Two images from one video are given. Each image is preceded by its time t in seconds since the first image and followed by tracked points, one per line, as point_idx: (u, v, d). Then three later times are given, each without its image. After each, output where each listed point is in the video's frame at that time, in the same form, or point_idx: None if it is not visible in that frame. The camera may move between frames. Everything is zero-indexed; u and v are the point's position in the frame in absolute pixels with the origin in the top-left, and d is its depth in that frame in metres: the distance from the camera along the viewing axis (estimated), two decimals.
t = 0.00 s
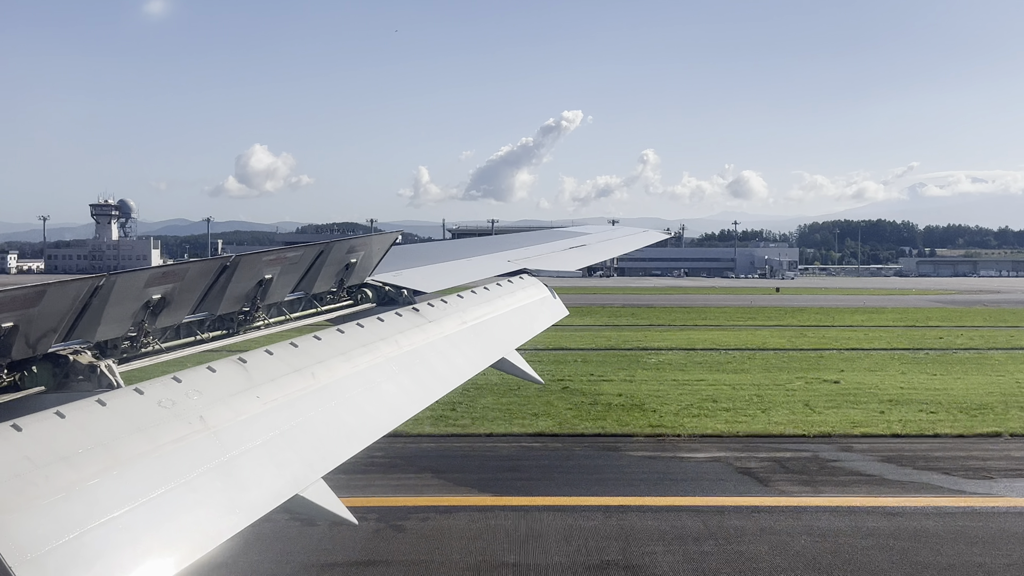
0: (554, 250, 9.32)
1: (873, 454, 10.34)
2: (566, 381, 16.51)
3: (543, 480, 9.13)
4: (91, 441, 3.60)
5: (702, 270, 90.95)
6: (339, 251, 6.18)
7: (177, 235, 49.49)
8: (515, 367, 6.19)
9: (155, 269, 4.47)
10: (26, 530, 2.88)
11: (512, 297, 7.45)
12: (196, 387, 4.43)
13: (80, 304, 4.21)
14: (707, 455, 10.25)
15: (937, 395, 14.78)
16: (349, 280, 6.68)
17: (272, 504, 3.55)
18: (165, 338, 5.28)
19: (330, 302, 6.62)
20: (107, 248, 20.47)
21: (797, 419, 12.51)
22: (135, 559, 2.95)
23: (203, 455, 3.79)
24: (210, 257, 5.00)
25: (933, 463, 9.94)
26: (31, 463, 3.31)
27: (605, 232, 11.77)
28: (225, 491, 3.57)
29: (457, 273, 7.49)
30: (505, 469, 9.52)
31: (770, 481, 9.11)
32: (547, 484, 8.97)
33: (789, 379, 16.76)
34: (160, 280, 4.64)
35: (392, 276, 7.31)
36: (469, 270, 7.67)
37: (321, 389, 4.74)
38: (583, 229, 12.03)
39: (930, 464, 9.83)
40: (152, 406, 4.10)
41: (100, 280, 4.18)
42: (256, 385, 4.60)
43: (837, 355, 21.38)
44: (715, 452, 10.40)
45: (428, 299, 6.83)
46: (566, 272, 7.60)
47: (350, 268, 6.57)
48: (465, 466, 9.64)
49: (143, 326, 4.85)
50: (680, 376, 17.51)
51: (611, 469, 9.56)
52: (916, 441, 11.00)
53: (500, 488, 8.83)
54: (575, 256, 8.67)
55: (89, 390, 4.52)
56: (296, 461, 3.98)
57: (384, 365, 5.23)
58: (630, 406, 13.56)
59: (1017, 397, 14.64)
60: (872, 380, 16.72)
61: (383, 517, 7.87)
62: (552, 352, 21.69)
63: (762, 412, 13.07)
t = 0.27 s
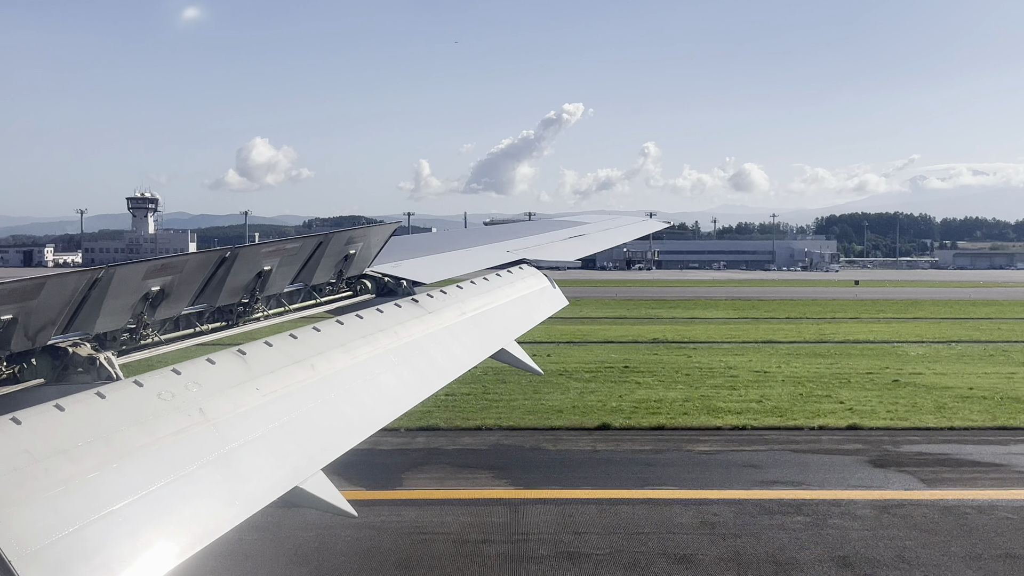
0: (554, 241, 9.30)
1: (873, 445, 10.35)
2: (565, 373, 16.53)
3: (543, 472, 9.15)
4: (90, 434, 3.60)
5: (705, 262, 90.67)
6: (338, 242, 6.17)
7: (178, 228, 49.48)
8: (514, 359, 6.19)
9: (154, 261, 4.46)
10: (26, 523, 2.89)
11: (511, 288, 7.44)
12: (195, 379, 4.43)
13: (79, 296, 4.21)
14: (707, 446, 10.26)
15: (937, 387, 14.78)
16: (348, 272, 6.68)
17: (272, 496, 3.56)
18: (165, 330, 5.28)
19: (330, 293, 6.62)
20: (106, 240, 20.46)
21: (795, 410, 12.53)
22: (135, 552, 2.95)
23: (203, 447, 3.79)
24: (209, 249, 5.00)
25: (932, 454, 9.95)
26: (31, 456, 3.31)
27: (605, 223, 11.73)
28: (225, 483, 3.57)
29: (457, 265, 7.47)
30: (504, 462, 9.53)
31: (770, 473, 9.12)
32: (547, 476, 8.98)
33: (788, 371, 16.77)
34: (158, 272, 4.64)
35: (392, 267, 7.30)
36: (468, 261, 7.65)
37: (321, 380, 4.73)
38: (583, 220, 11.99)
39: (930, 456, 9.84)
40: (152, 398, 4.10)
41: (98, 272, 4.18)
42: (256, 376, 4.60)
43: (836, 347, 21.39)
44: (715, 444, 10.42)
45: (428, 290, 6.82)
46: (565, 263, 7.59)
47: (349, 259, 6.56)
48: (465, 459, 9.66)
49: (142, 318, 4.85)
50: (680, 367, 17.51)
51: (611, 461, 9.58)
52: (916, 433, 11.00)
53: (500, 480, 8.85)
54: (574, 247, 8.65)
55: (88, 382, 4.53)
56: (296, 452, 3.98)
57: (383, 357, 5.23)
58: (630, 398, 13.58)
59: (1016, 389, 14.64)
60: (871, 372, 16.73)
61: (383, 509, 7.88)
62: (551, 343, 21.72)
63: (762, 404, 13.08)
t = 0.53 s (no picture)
0: (553, 233, 9.29)
1: (872, 439, 10.36)
2: (565, 367, 16.54)
3: (542, 465, 9.17)
4: (90, 426, 3.60)
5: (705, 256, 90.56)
6: (337, 234, 6.17)
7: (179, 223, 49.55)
8: (514, 352, 6.19)
9: (154, 254, 4.46)
10: (28, 513, 2.89)
11: (510, 281, 7.43)
12: (195, 371, 4.44)
13: (78, 289, 4.21)
14: (706, 440, 10.28)
15: (937, 381, 14.79)
16: (347, 264, 6.67)
17: (273, 487, 3.56)
18: (164, 322, 5.28)
19: (329, 286, 6.62)
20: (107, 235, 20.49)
21: (795, 404, 12.53)
22: (136, 542, 2.96)
23: (203, 439, 3.79)
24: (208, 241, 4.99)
25: (932, 447, 9.96)
26: (31, 447, 3.31)
27: (604, 216, 11.71)
28: (225, 474, 3.58)
29: (456, 258, 7.46)
30: (504, 455, 9.55)
31: (770, 466, 9.14)
32: (547, 470, 9.00)
33: (788, 365, 16.78)
34: (158, 265, 4.63)
35: (392, 260, 7.29)
36: (468, 253, 7.65)
37: (320, 373, 4.74)
38: (582, 213, 11.97)
39: (929, 449, 9.86)
40: (152, 390, 4.11)
41: (98, 265, 4.17)
42: (256, 369, 4.60)
43: (836, 340, 21.40)
44: (714, 437, 10.43)
45: (427, 283, 6.81)
46: (565, 255, 7.57)
47: (348, 252, 6.55)
48: (465, 452, 9.67)
49: (141, 311, 4.84)
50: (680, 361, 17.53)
51: (610, 454, 9.59)
52: (916, 426, 11.02)
53: (500, 473, 8.87)
54: (574, 239, 8.63)
55: (88, 375, 4.53)
56: (296, 445, 3.99)
57: (383, 349, 5.23)
58: (629, 392, 13.59)
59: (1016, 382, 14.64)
60: (871, 366, 16.74)
61: (383, 502, 7.90)
62: (551, 337, 21.73)
63: (761, 398, 13.09)
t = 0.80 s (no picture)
0: (552, 232, 9.29)
1: (870, 434, 10.38)
2: (564, 362, 16.56)
3: (541, 461, 9.18)
4: (90, 424, 3.61)
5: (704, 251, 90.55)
6: (337, 234, 6.18)
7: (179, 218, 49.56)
8: (513, 350, 6.19)
9: (153, 253, 4.46)
10: (27, 512, 2.90)
11: (509, 279, 7.44)
12: (194, 370, 4.44)
13: (78, 287, 4.21)
14: (705, 435, 10.29)
15: (935, 376, 14.81)
16: (347, 263, 6.68)
17: (271, 486, 3.57)
18: (163, 321, 5.29)
19: (328, 285, 6.63)
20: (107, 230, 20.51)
21: (793, 399, 12.55)
22: (135, 541, 2.97)
23: (202, 437, 3.80)
24: (207, 240, 5.00)
25: (930, 442, 9.97)
26: (31, 445, 3.32)
27: (603, 214, 11.72)
28: (224, 473, 3.58)
29: (455, 256, 7.47)
30: (502, 451, 9.56)
31: (769, 461, 9.15)
32: (545, 465, 9.02)
33: (786, 360, 16.80)
34: (157, 264, 4.64)
35: (391, 259, 7.30)
36: (467, 252, 7.66)
37: (319, 372, 4.74)
38: (581, 211, 11.98)
39: (928, 445, 9.88)
40: (152, 388, 4.11)
41: (97, 264, 4.18)
42: (255, 368, 4.61)
43: (834, 334, 21.42)
44: (713, 433, 10.45)
45: (426, 282, 6.82)
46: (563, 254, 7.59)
47: (347, 251, 6.56)
48: (464, 448, 9.69)
49: (140, 309, 4.85)
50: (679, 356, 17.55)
51: (609, 450, 9.61)
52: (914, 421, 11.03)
53: (498, 469, 8.88)
54: (573, 238, 8.64)
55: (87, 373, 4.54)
56: (295, 443, 3.99)
57: (382, 348, 5.23)
58: (628, 387, 13.61)
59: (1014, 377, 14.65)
60: (870, 360, 16.76)
61: (382, 499, 7.92)
62: (550, 332, 21.76)
63: (760, 393, 13.11)
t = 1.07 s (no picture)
0: (551, 227, 9.28)
1: (870, 430, 10.38)
2: (563, 358, 16.56)
3: (540, 456, 9.19)
4: (89, 420, 3.60)
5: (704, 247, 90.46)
6: (336, 229, 6.17)
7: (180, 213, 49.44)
8: (512, 345, 6.19)
9: (152, 248, 4.45)
10: (26, 509, 2.89)
11: (508, 275, 7.43)
12: (194, 366, 4.43)
13: (76, 283, 4.20)
14: (704, 431, 10.30)
15: (934, 372, 14.81)
16: (346, 259, 6.67)
17: (271, 482, 3.56)
18: (162, 317, 5.28)
19: (327, 281, 6.62)
20: (106, 225, 20.45)
21: (793, 394, 12.54)
22: (135, 537, 2.96)
23: (202, 433, 3.80)
24: (206, 236, 4.99)
25: (929, 438, 9.97)
26: (30, 442, 3.31)
27: (602, 210, 11.71)
28: (224, 469, 3.58)
29: (454, 252, 7.46)
30: (502, 447, 9.57)
31: (770, 457, 9.15)
32: (545, 461, 9.01)
33: (785, 356, 16.81)
34: (156, 260, 4.63)
35: (390, 254, 7.29)
36: (466, 247, 7.65)
37: (319, 367, 4.74)
38: (580, 207, 11.96)
39: (929, 440, 9.87)
40: (151, 385, 4.11)
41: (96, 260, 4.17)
42: (254, 363, 4.60)
43: (833, 330, 21.42)
44: (712, 428, 10.45)
45: (426, 277, 6.81)
46: (562, 250, 7.58)
47: (347, 247, 6.55)
48: (463, 444, 9.69)
49: (139, 305, 4.85)
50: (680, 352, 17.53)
51: (609, 446, 9.61)
52: (915, 417, 11.03)
53: (498, 465, 8.88)
54: (572, 234, 8.62)
55: (85, 369, 4.54)
56: (294, 439, 3.98)
57: (381, 344, 5.22)
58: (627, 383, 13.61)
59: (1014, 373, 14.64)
60: (869, 356, 16.76)
61: (381, 495, 7.92)
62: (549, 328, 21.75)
63: (759, 389, 13.11)
